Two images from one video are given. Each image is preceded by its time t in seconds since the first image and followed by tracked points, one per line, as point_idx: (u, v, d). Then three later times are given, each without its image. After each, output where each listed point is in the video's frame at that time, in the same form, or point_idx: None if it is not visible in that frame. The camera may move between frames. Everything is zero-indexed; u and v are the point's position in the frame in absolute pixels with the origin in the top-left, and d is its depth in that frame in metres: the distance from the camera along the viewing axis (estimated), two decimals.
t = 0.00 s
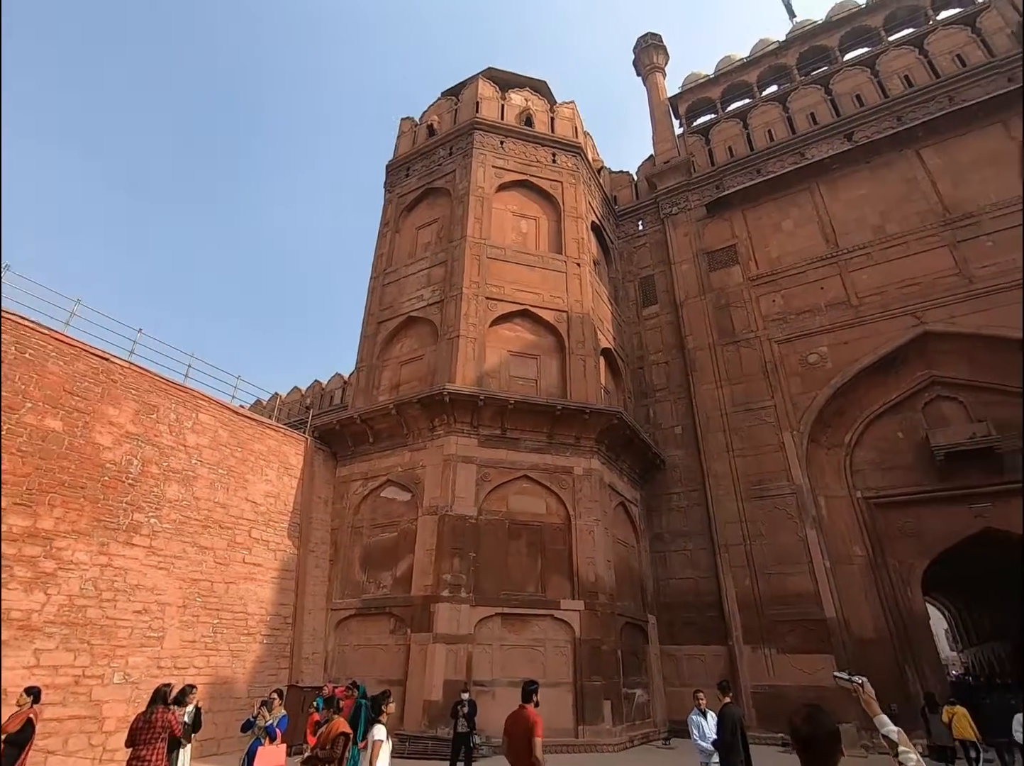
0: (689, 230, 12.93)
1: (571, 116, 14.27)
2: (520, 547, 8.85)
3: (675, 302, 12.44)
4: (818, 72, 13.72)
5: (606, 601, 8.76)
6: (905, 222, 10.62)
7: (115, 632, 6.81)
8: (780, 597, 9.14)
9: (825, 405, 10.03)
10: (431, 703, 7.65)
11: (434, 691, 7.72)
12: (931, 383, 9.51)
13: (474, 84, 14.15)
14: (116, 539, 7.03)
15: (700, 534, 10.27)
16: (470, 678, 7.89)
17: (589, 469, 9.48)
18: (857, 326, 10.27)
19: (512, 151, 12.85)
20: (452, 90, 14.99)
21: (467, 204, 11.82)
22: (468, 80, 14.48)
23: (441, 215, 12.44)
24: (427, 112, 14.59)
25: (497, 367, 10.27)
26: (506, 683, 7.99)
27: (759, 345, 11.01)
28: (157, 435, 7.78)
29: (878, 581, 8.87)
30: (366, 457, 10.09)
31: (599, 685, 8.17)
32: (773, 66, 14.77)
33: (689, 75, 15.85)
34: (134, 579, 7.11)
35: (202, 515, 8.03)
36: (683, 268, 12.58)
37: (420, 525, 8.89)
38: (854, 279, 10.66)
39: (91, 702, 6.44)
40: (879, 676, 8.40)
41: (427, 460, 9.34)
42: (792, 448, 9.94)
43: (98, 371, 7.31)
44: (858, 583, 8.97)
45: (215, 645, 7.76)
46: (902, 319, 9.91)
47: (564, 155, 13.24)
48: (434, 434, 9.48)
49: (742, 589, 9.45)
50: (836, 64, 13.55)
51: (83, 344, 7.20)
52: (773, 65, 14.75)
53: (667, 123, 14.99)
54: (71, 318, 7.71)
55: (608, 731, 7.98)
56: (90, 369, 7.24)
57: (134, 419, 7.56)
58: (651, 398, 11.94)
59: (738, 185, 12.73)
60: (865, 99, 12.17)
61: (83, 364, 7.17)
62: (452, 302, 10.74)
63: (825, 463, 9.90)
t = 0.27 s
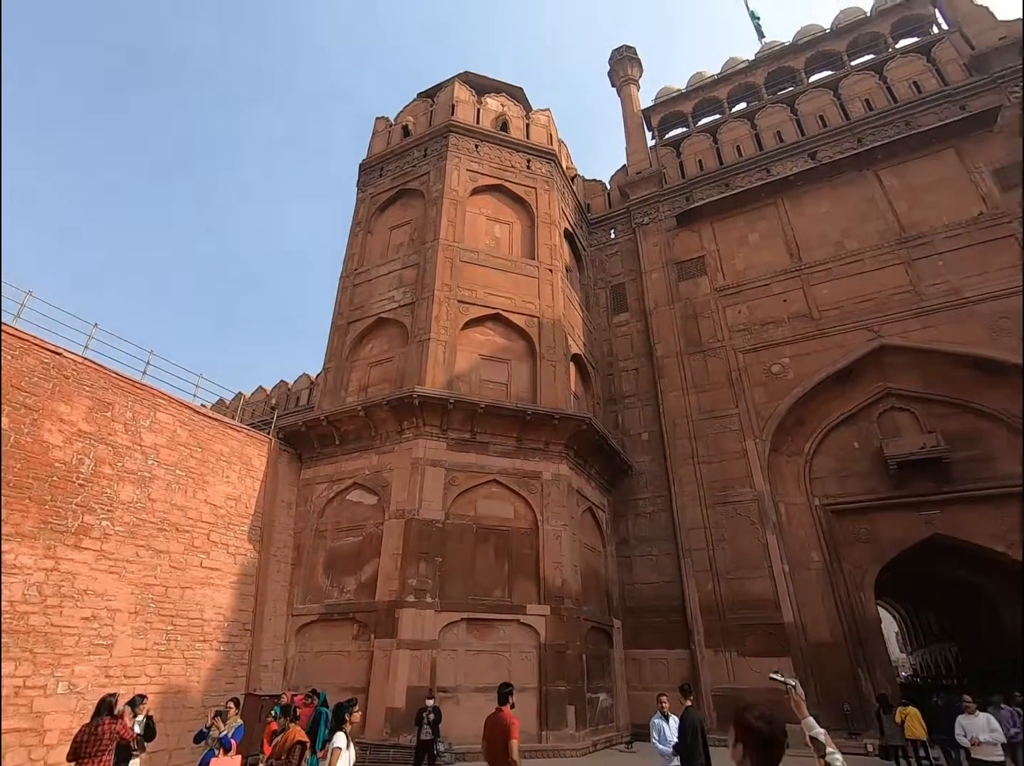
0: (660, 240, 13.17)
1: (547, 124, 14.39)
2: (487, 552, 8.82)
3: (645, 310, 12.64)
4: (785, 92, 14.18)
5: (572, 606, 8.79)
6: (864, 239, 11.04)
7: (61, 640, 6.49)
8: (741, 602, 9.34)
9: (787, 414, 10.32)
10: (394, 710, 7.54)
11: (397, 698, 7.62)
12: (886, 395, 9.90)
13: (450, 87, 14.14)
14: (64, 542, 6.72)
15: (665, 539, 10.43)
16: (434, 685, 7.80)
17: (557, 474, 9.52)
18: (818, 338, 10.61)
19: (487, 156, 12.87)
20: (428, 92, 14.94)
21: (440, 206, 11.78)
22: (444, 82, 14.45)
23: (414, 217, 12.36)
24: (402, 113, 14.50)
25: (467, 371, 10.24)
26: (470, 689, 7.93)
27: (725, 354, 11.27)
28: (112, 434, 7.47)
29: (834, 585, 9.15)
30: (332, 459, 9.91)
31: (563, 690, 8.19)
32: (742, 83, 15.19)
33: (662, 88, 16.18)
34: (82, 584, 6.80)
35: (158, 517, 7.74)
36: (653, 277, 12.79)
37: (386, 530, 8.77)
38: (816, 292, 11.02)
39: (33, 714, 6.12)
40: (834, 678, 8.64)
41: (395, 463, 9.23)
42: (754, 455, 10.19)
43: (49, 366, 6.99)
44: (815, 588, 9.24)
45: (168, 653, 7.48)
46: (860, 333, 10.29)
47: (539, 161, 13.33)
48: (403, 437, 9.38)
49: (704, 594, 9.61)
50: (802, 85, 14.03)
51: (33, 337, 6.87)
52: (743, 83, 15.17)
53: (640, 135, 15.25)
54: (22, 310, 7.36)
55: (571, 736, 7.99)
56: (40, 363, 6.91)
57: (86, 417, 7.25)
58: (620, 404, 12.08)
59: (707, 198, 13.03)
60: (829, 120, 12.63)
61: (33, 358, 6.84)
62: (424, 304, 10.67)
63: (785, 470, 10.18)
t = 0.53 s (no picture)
0: (636, 249, 13.34)
1: (528, 129, 14.45)
2: (456, 555, 8.76)
3: (620, 318, 12.78)
4: (761, 110, 14.54)
5: (539, 610, 8.80)
6: (832, 256, 11.38)
7: (5, 640, 6.20)
8: (705, 607, 9.48)
9: (754, 424, 10.55)
10: (356, 714, 7.43)
11: (359, 702, 7.51)
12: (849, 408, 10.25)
13: (432, 87, 14.09)
14: (12, 538, 6.42)
15: (633, 544, 10.53)
16: (398, 688, 7.71)
17: (528, 478, 9.53)
18: (786, 350, 10.88)
19: (467, 157, 12.86)
20: (410, 90, 14.85)
21: (419, 206, 11.71)
22: (427, 82, 14.39)
23: (392, 215, 12.26)
24: (383, 110, 14.38)
25: (441, 372, 10.18)
26: (435, 693, 7.86)
27: (696, 363, 11.48)
28: (68, 427, 7.18)
29: (795, 592, 9.38)
30: (300, 457, 9.73)
31: (528, 694, 8.18)
32: (720, 99, 15.53)
33: (643, 100, 16.42)
34: (30, 582, 6.51)
35: (114, 514, 7.47)
36: (628, 285, 12.94)
37: (354, 530, 8.65)
38: (785, 306, 11.31)
39: None
40: (792, 683, 8.85)
41: (365, 463, 9.12)
42: (722, 463, 10.38)
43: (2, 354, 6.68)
44: (776, 594, 9.45)
45: (121, 655, 7.21)
46: (825, 347, 10.59)
47: (519, 166, 13.37)
48: (374, 437, 9.27)
49: (670, 599, 9.74)
50: (777, 104, 14.41)
51: None
52: (721, 99, 15.51)
53: (620, 144, 15.45)
54: None
55: (535, 740, 7.99)
56: None
57: (41, 408, 6.95)
58: (593, 410, 12.18)
59: (684, 209, 13.26)
60: (802, 139, 12.99)
61: None
62: (400, 303, 10.58)
63: (752, 479, 10.41)
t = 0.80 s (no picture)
0: (616, 256, 13.48)
1: (512, 132, 14.49)
2: (428, 557, 8.70)
3: (597, 323, 12.89)
4: (740, 124, 14.85)
5: (510, 613, 8.79)
6: (804, 270, 11.67)
7: None
8: (674, 612, 9.60)
9: (726, 432, 10.74)
10: (321, 717, 7.31)
11: (325, 705, 7.39)
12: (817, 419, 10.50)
13: (417, 86, 14.03)
14: None
15: (605, 548, 10.61)
16: (365, 691, 7.61)
17: (503, 481, 9.52)
18: (758, 360, 11.11)
19: (450, 158, 12.83)
20: (394, 88, 14.76)
21: (400, 204, 11.63)
22: (412, 81, 14.32)
23: (373, 212, 12.15)
24: (366, 107, 14.27)
25: (418, 372, 10.12)
26: (403, 696, 7.78)
27: (671, 371, 11.64)
28: (27, 418, 6.92)
29: (761, 598, 9.58)
30: (271, 455, 9.56)
31: (497, 697, 8.16)
32: (701, 112, 15.81)
33: (626, 110, 16.63)
34: None
35: (74, 509, 7.22)
36: (607, 292, 13.06)
37: (324, 530, 8.53)
38: (758, 317, 11.56)
39: None
40: (756, 687, 9.02)
41: (338, 463, 9.00)
42: (694, 470, 10.54)
43: None
44: (743, 600, 9.62)
45: (77, 656, 6.96)
46: (796, 358, 10.84)
47: (502, 169, 13.39)
48: (347, 436, 9.16)
49: (640, 603, 9.83)
50: (756, 120, 14.74)
51: None
52: (702, 112, 15.79)
53: (602, 152, 15.61)
54: None
55: (503, 743, 7.96)
56: None
57: None
58: (569, 414, 12.24)
59: (663, 219, 13.44)
60: (778, 154, 13.31)
61: None
62: (378, 302, 10.49)
63: (722, 486, 10.59)
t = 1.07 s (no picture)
0: (597, 266, 13.62)
1: (497, 140, 14.56)
2: (402, 563, 8.61)
3: (577, 332, 12.98)
4: (720, 141, 15.17)
5: (484, 621, 8.74)
6: (779, 285, 11.94)
7: None
8: (647, 620, 9.66)
9: (701, 442, 10.88)
10: (288, 726, 7.16)
11: (292, 714, 7.24)
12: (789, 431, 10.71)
13: (403, 90, 14.02)
14: None
15: (580, 557, 10.63)
16: (334, 700, 7.48)
17: (479, 487, 9.49)
18: (734, 372, 11.31)
19: (434, 163, 12.84)
20: (379, 91, 14.73)
21: (383, 208, 11.58)
22: (397, 85, 14.31)
23: (355, 215, 12.08)
24: (351, 109, 14.20)
25: (397, 377, 10.05)
26: (373, 704, 7.67)
27: (648, 381, 11.77)
28: None
29: (732, 607, 9.71)
30: (243, 458, 9.38)
31: (469, 706, 8.09)
32: (682, 128, 16.12)
33: (609, 122, 16.86)
34: None
35: (34, 510, 6.97)
36: (587, 301, 13.18)
37: (296, 535, 8.38)
38: (734, 330, 11.78)
39: None
40: (726, 696, 9.12)
41: (312, 466, 8.88)
42: (669, 479, 10.65)
43: None
44: (715, 609, 9.74)
45: (31, 663, 6.70)
46: (770, 371, 11.06)
47: (486, 175, 13.44)
48: (322, 439, 9.04)
49: (613, 612, 9.87)
50: (735, 137, 15.08)
51: None
52: (683, 127, 16.10)
53: (585, 163, 15.78)
54: None
55: (473, 753, 7.89)
56: None
57: None
58: (547, 422, 12.27)
59: (644, 231, 13.63)
60: (756, 172, 13.62)
61: None
62: (357, 305, 10.41)
63: (696, 496, 10.73)
